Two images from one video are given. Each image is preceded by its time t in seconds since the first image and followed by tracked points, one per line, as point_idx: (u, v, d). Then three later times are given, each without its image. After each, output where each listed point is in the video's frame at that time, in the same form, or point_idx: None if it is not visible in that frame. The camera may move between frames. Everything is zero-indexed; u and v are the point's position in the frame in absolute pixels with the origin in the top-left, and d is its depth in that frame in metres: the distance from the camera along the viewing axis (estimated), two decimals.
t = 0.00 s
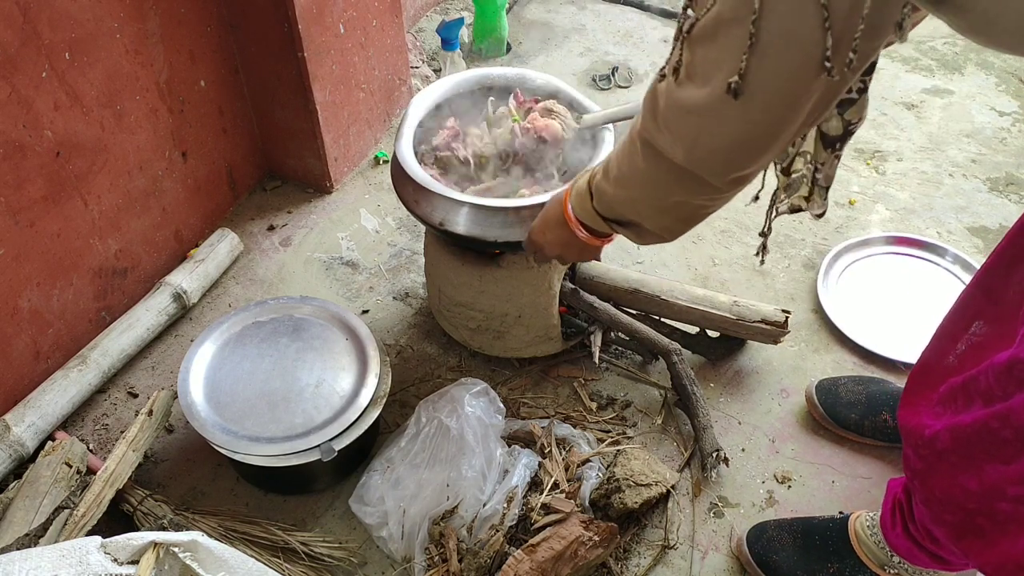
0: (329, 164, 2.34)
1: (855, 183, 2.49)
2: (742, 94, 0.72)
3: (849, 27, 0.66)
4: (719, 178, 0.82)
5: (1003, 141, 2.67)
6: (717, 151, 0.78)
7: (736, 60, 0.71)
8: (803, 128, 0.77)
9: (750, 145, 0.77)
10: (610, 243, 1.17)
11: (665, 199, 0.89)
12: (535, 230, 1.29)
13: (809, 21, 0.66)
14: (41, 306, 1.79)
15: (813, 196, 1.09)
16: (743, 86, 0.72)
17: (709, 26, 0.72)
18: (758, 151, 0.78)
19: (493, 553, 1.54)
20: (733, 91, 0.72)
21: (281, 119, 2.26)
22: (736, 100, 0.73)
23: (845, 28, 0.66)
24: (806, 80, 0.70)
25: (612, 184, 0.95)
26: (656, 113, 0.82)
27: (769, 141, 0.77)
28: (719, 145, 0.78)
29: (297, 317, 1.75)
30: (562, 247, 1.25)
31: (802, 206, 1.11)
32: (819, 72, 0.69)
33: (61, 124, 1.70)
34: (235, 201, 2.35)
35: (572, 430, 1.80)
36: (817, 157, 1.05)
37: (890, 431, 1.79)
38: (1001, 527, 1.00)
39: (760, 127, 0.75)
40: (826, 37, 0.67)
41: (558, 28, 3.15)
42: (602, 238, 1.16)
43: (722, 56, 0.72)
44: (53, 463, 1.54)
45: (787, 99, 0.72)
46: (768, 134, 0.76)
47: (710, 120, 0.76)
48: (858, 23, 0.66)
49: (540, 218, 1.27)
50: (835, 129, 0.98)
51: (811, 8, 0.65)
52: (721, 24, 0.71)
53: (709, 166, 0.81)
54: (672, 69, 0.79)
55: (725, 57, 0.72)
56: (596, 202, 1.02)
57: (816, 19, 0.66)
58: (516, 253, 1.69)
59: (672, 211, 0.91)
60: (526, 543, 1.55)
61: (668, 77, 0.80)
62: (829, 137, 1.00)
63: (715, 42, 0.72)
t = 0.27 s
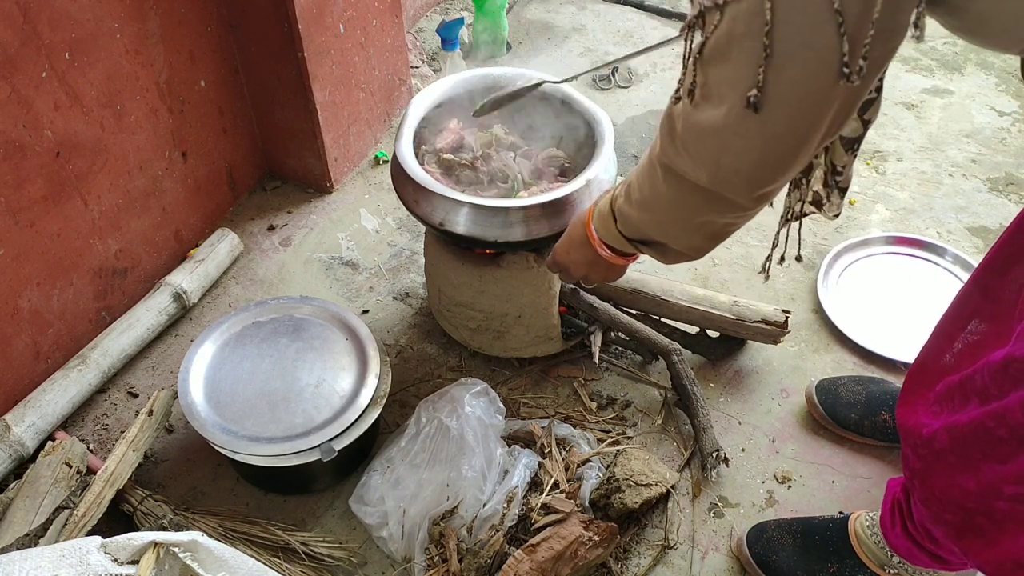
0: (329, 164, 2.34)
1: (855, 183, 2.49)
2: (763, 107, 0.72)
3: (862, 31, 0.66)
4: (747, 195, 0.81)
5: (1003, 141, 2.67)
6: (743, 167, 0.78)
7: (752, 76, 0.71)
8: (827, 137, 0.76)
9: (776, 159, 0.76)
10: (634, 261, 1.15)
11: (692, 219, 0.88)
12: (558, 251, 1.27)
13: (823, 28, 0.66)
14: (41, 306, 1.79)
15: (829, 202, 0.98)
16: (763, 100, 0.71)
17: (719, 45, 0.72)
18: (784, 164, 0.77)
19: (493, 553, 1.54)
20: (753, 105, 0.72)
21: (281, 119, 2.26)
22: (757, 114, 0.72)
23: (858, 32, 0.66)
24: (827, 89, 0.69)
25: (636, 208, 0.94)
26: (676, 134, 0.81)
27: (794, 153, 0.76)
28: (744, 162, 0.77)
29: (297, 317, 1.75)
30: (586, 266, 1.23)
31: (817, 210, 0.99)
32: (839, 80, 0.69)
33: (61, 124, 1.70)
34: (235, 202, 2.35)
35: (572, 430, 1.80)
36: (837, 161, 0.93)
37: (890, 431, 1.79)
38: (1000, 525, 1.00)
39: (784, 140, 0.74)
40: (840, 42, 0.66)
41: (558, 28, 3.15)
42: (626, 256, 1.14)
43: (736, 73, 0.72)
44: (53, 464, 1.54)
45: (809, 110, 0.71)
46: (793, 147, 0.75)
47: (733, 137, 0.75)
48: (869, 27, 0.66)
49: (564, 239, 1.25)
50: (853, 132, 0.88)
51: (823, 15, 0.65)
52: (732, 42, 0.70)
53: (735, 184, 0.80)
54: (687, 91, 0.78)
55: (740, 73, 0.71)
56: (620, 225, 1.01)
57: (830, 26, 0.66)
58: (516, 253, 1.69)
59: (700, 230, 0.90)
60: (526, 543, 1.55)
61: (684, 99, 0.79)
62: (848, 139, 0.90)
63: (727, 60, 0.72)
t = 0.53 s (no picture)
0: (329, 164, 2.34)
1: (856, 183, 2.49)
2: (727, 107, 0.75)
3: (829, 43, 0.70)
4: (705, 189, 0.85)
5: (1003, 141, 2.67)
6: (703, 161, 0.81)
7: (720, 75, 0.74)
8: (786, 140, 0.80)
9: (735, 156, 0.80)
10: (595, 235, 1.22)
11: (652, 206, 0.91)
12: (524, 213, 1.36)
13: (790, 36, 0.70)
14: (41, 305, 1.79)
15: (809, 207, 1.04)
16: (727, 100, 0.75)
17: (692, 42, 0.75)
18: (743, 161, 0.80)
19: (494, 553, 1.54)
20: (718, 104, 0.75)
21: (281, 119, 2.26)
22: (721, 112, 0.76)
23: (826, 44, 0.70)
24: (790, 93, 0.73)
25: (598, 190, 0.98)
26: (641, 122, 0.84)
27: (753, 152, 0.79)
28: (704, 156, 0.80)
29: (297, 317, 1.75)
30: (549, 233, 1.31)
31: (797, 215, 1.05)
32: (802, 86, 0.72)
33: (61, 124, 1.69)
34: (235, 201, 2.35)
35: (572, 430, 1.80)
36: (809, 166, 1.00)
37: (889, 431, 1.79)
38: (992, 527, 1.00)
39: (745, 138, 0.77)
40: (806, 50, 0.70)
41: (558, 28, 3.14)
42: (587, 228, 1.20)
43: (706, 70, 0.75)
44: (53, 464, 1.54)
45: (771, 112, 0.75)
46: (752, 146, 0.78)
47: (695, 131, 0.78)
48: (838, 39, 0.70)
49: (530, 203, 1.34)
50: (824, 137, 0.96)
51: (792, 25, 0.69)
52: (704, 40, 0.74)
53: (694, 176, 0.83)
54: (657, 83, 0.81)
55: (709, 71, 0.75)
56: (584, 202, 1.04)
57: (797, 36, 0.69)
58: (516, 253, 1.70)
59: (659, 218, 0.94)
60: (526, 543, 1.55)
61: (653, 89, 0.82)
62: (819, 145, 0.97)
63: (698, 57, 0.75)
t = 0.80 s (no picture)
0: (329, 163, 2.34)
1: (856, 184, 2.49)
2: (696, 100, 0.80)
3: (796, 46, 0.74)
4: (676, 171, 0.90)
5: (1003, 141, 2.67)
6: (673, 145, 0.86)
7: (692, 68, 0.78)
8: (754, 131, 0.85)
9: (704, 144, 0.85)
10: (581, 218, 1.30)
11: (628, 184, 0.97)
12: (508, 199, 1.40)
13: (757, 38, 0.73)
14: (41, 306, 1.79)
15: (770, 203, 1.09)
16: (697, 93, 0.79)
17: (668, 34, 0.79)
18: (711, 148, 0.86)
19: (494, 553, 1.54)
20: (687, 96, 0.80)
21: (281, 119, 2.26)
22: (690, 104, 0.80)
23: (792, 46, 0.74)
24: (755, 89, 0.77)
25: (581, 164, 1.03)
26: (619, 105, 0.89)
27: (720, 141, 0.84)
28: (674, 141, 0.85)
29: (297, 317, 1.75)
30: (533, 219, 1.37)
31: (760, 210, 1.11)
32: (767, 83, 0.77)
33: (61, 124, 1.69)
34: (235, 201, 2.35)
35: (572, 430, 1.80)
36: (774, 162, 1.05)
37: (889, 430, 1.79)
38: (985, 527, 1.00)
39: (713, 128, 0.82)
40: (774, 52, 0.74)
41: (558, 28, 3.14)
42: (572, 213, 1.29)
43: (680, 62, 0.79)
44: (53, 464, 1.54)
45: (737, 106, 0.79)
46: (720, 135, 0.83)
47: (667, 118, 0.83)
48: (803, 42, 0.73)
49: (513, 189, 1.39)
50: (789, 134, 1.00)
51: (760, 28, 0.73)
52: (679, 34, 0.78)
53: (665, 160, 0.89)
54: (635, 68, 0.86)
55: (683, 63, 0.79)
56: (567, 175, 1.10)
57: (765, 38, 0.73)
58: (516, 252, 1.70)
59: (635, 195, 0.99)
60: (526, 543, 1.55)
61: (631, 74, 0.87)
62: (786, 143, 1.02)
63: (672, 48, 0.79)
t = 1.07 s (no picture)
0: (329, 164, 2.34)
1: (856, 184, 2.49)
2: (690, 104, 0.80)
3: (788, 50, 0.74)
4: (671, 175, 0.91)
5: (1003, 140, 2.67)
6: (668, 150, 0.86)
7: (685, 73, 0.79)
8: (748, 134, 0.85)
9: (699, 147, 0.85)
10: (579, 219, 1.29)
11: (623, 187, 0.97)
12: (508, 204, 1.41)
13: (750, 43, 0.74)
14: (41, 306, 1.79)
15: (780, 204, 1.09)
16: (691, 98, 0.79)
17: (661, 40, 0.79)
18: (705, 152, 0.86)
19: (494, 553, 1.54)
20: (681, 102, 0.80)
21: (281, 119, 2.26)
22: (684, 109, 0.81)
23: (785, 50, 0.74)
24: (749, 93, 0.78)
25: (577, 167, 1.03)
26: (614, 110, 0.90)
27: (714, 145, 0.85)
28: (669, 146, 0.86)
29: (297, 317, 1.75)
30: (534, 222, 1.37)
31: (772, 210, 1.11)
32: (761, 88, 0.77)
33: (61, 124, 1.69)
34: (235, 202, 2.35)
35: (572, 430, 1.80)
36: (778, 163, 1.05)
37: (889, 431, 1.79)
38: (984, 526, 1.00)
39: (707, 132, 0.83)
40: (766, 57, 0.74)
41: (558, 28, 3.14)
42: (571, 215, 1.28)
43: (673, 67, 0.79)
44: (53, 464, 1.54)
45: (731, 110, 0.80)
46: (714, 139, 0.84)
47: (661, 124, 0.84)
48: (796, 47, 0.74)
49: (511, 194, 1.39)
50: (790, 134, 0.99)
51: (752, 32, 0.73)
52: (672, 40, 0.78)
53: (661, 164, 0.89)
54: (628, 74, 0.86)
55: (676, 69, 0.79)
56: (563, 178, 1.10)
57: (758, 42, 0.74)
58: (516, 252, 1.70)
59: (631, 199, 1.00)
60: (526, 543, 1.55)
61: (625, 79, 0.87)
62: (787, 144, 1.01)
63: (665, 55, 0.80)
